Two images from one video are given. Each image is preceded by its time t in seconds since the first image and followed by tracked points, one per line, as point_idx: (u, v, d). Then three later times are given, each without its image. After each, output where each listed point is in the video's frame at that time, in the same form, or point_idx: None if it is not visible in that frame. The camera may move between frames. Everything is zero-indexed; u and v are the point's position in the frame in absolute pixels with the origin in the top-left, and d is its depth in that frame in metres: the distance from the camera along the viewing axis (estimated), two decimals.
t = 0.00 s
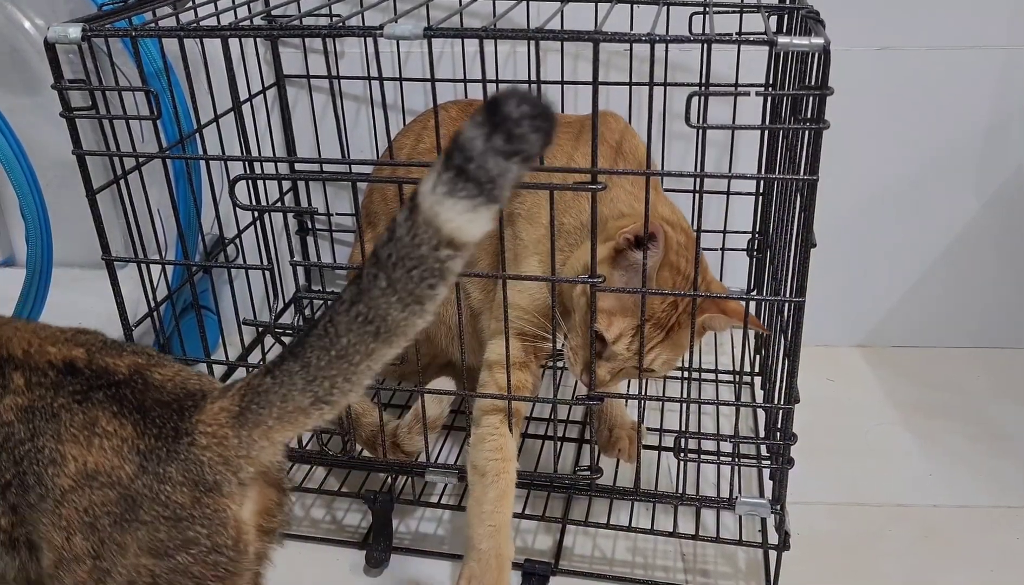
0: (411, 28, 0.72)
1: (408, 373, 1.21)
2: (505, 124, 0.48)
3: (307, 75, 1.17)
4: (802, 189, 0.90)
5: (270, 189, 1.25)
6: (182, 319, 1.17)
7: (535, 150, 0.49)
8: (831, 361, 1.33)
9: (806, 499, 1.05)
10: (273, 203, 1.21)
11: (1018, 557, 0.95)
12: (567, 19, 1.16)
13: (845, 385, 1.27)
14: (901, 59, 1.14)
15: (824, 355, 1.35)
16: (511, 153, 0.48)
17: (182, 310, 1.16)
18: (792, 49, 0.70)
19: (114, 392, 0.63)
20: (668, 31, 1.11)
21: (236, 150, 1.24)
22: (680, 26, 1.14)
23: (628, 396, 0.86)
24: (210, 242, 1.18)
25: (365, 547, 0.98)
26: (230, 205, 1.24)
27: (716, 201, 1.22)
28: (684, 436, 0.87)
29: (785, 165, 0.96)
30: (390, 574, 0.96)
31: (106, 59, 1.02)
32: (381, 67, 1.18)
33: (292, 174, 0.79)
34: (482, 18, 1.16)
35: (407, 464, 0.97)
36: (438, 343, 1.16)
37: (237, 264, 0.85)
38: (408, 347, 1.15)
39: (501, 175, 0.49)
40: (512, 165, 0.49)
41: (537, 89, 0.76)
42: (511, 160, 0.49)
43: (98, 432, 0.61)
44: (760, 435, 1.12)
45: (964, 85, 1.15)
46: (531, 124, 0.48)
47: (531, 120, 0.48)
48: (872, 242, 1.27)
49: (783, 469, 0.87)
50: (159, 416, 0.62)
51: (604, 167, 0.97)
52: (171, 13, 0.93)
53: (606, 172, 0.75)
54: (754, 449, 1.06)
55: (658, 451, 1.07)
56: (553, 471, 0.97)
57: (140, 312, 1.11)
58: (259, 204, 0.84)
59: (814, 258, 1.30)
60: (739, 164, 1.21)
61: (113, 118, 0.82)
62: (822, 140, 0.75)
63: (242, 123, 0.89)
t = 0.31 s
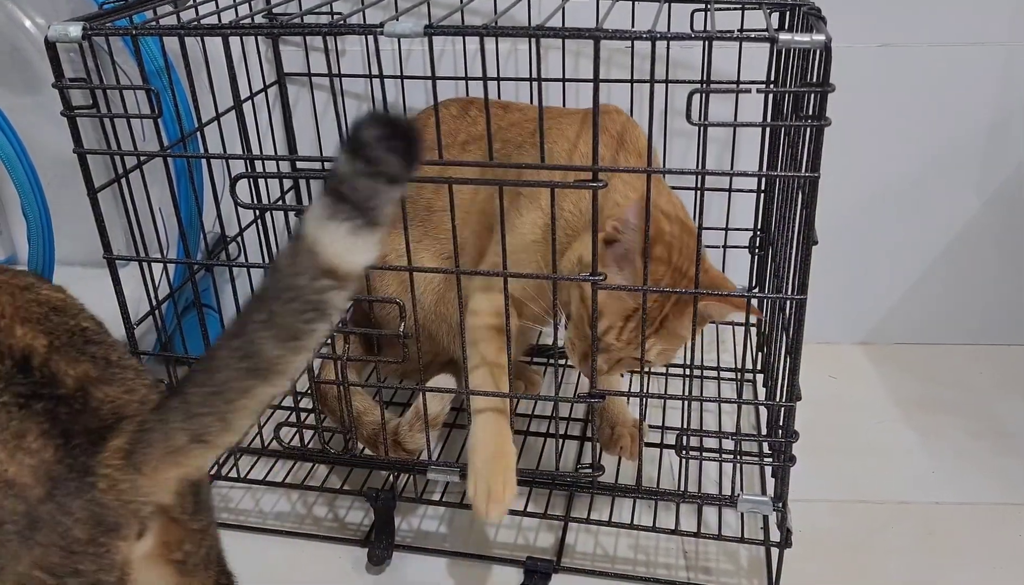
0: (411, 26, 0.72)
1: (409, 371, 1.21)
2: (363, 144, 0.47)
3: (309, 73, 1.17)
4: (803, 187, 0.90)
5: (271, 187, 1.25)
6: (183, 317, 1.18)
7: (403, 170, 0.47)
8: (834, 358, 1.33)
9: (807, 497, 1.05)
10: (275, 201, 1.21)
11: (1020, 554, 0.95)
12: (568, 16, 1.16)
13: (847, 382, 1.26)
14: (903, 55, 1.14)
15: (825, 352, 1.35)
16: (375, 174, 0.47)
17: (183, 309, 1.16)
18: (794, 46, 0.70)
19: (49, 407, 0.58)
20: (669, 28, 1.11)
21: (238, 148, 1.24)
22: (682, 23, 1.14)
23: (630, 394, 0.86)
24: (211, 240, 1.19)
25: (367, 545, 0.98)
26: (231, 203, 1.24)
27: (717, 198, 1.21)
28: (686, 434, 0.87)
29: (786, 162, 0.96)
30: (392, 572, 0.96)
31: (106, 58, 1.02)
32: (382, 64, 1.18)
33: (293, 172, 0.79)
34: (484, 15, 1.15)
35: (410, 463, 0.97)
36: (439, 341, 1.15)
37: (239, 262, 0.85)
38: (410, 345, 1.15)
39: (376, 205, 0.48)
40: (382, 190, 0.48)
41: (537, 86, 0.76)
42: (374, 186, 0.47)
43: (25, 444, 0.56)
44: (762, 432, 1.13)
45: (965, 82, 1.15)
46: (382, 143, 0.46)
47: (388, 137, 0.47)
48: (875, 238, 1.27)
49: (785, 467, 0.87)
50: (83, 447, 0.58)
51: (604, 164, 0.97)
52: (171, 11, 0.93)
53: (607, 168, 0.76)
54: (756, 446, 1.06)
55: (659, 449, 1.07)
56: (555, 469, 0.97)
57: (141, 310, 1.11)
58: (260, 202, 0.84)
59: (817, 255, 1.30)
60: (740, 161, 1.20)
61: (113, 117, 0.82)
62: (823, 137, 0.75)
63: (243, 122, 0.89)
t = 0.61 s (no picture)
0: (417, 25, 0.72)
1: (416, 370, 1.22)
2: (152, 124, 0.49)
3: (314, 73, 1.17)
4: (809, 185, 0.90)
5: (278, 186, 1.26)
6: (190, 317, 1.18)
7: (188, 165, 0.50)
8: (841, 357, 1.32)
9: (813, 495, 1.04)
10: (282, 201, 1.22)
11: None
12: (574, 14, 1.16)
13: (855, 380, 1.26)
14: (909, 52, 1.14)
15: (832, 350, 1.34)
16: (146, 157, 0.49)
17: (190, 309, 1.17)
18: (800, 43, 0.70)
19: None
20: (675, 26, 1.11)
21: (244, 148, 1.24)
22: (687, 21, 1.14)
23: (636, 392, 0.86)
24: (217, 240, 1.19)
25: (374, 544, 0.99)
26: (237, 203, 1.24)
27: (723, 197, 1.21)
28: (693, 433, 0.87)
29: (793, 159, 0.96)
30: (399, 571, 0.96)
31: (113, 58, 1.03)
32: (387, 64, 1.18)
33: (299, 172, 0.79)
34: (489, 14, 1.15)
35: (416, 462, 0.97)
36: (444, 339, 1.16)
37: (245, 262, 0.85)
38: (416, 344, 1.15)
39: (156, 188, 0.50)
40: (163, 180, 0.49)
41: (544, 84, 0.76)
42: (158, 171, 0.49)
43: None
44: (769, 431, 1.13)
45: (972, 78, 1.14)
46: (182, 130, 0.49)
47: (186, 129, 0.50)
48: (883, 235, 1.27)
49: (791, 465, 0.87)
50: None
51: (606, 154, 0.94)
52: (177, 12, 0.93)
53: (613, 167, 0.76)
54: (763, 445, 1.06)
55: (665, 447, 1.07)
56: (562, 468, 0.97)
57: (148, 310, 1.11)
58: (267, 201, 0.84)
59: (824, 253, 1.30)
60: (746, 159, 1.20)
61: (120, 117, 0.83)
62: (830, 134, 0.75)
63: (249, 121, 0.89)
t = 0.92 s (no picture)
0: (428, 29, 0.72)
1: (426, 372, 1.22)
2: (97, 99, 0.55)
3: (325, 76, 1.18)
4: (820, 187, 0.90)
5: (289, 190, 1.26)
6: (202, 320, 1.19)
7: (144, 122, 0.56)
8: (853, 359, 1.32)
9: (825, 498, 1.04)
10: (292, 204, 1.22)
11: None
12: (583, 17, 1.16)
13: (866, 383, 1.26)
14: (922, 53, 1.13)
15: (844, 353, 1.34)
16: (109, 128, 0.56)
17: (202, 311, 1.17)
18: (811, 46, 0.70)
19: None
20: (685, 28, 1.11)
21: (255, 151, 1.25)
22: (697, 24, 1.14)
23: (646, 395, 0.86)
24: (229, 243, 1.20)
25: (384, 546, 0.99)
26: (248, 206, 1.25)
27: (733, 199, 1.21)
28: (704, 435, 0.86)
29: (804, 162, 0.96)
30: (410, 573, 0.97)
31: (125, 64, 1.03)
32: (398, 67, 1.19)
33: (311, 175, 0.79)
34: (499, 18, 1.16)
35: (427, 465, 0.97)
36: (453, 343, 1.16)
37: (257, 265, 0.85)
38: (427, 346, 1.16)
39: (133, 142, 0.58)
40: (126, 136, 0.57)
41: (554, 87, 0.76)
42: (122, 134, 0.57)
43: None
44: (780, 433, 1.12)
45: (984, 78, 1.14)
46: (116, 102, 0.55)
47: (119, 96, 0.55)
48: (894, 236, 1.26)
49: (803, 468, 0.86)
50: None
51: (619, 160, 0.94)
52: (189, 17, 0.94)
53: (623, 169, 0.76)
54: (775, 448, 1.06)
55: (676, 450, 1.07)
56: (572, 471, 0.97)
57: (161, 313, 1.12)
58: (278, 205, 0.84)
59: (835, 255, 1.29)
60: (757, 161, 1.20)
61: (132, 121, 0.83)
62: (841, 136, 0.75)
63: (261, 125, 0.90)
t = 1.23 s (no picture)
0: (439, 38, 0.72)
1: (438, 381, 1.22)
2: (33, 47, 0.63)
3: (337, 86, 1.18)
4: (832, 195, 0.90)
5: (302, 199, 1.27)
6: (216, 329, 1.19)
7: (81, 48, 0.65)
8: (866, 367, 1.31)
9: (840, 507, 1.03)
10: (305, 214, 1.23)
11: None
12: (594, 26, 1.17)
13: (880, 390, 1.25)
14: (935, 59, 1.13)
15: (858, 361, 1.33)
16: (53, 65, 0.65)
17: (216, 320, 1.18)
18: (822, 53, 0.70)
19: None
20: (696, 37, 1.11)
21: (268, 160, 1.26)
22: (708, 32, 1.14)
23: (658, 403, 0.85)
24: (242, 252, 1.21)
25: (397, 554, 0.99)
26: (261, 215, 1.26)
27: (746, 206, 1.20)
28: (716, 444, 0.86)
29: (817, 169, 0.96)
30: (423, 581, 0.97)
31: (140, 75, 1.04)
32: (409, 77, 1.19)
33: (324, 185, 0.79)
34: (510, 27, 1.16)
35: (439, 473, 0.97)
36: (464, 352, 1.16)
37: (271, 274, 0.86)
38: (439, 355, 1.16)
39: (77, 75, 0.67)
40: (66, 66, 0.65)
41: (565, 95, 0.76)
42: (63, 64, 0.65)
43: None
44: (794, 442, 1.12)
45: (997, 84, 1.13)
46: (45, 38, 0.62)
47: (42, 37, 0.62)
48: (907, 243, 1.25)
49: (816, 477, 0.86)
50: None
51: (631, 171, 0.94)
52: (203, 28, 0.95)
53: (635, 177, 0.76)
54: (788, 456, 1.05)
55: (689, 458, 1.06)
56: (585, 479, 0.97)
57: (175, 321, 1.12)
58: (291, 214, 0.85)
59: (847, 262, 1.29)
60: (769, 169, 1.20)
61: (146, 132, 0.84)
62: (853, 144, 0.75)
63: (274, 135, 0.90)
